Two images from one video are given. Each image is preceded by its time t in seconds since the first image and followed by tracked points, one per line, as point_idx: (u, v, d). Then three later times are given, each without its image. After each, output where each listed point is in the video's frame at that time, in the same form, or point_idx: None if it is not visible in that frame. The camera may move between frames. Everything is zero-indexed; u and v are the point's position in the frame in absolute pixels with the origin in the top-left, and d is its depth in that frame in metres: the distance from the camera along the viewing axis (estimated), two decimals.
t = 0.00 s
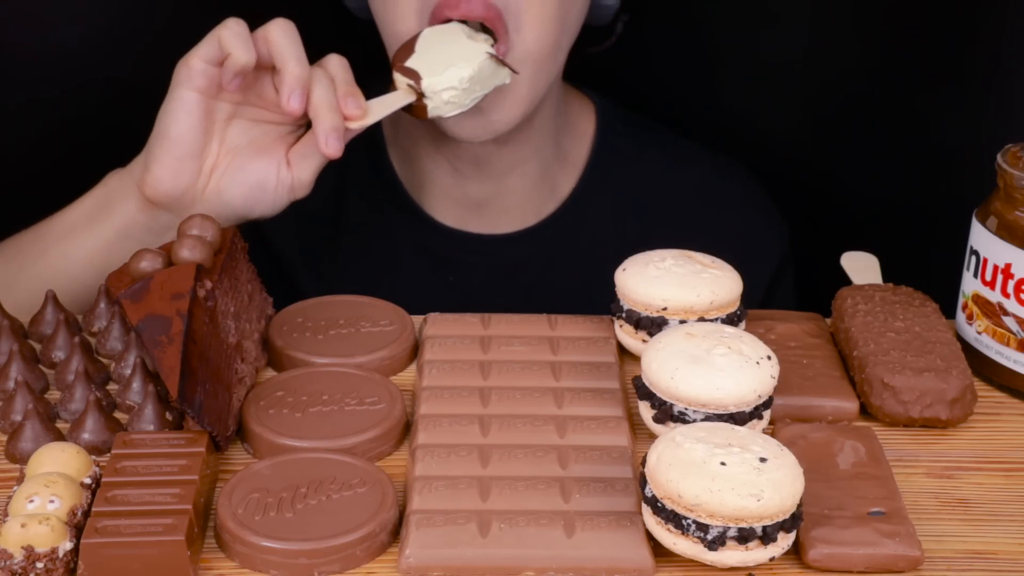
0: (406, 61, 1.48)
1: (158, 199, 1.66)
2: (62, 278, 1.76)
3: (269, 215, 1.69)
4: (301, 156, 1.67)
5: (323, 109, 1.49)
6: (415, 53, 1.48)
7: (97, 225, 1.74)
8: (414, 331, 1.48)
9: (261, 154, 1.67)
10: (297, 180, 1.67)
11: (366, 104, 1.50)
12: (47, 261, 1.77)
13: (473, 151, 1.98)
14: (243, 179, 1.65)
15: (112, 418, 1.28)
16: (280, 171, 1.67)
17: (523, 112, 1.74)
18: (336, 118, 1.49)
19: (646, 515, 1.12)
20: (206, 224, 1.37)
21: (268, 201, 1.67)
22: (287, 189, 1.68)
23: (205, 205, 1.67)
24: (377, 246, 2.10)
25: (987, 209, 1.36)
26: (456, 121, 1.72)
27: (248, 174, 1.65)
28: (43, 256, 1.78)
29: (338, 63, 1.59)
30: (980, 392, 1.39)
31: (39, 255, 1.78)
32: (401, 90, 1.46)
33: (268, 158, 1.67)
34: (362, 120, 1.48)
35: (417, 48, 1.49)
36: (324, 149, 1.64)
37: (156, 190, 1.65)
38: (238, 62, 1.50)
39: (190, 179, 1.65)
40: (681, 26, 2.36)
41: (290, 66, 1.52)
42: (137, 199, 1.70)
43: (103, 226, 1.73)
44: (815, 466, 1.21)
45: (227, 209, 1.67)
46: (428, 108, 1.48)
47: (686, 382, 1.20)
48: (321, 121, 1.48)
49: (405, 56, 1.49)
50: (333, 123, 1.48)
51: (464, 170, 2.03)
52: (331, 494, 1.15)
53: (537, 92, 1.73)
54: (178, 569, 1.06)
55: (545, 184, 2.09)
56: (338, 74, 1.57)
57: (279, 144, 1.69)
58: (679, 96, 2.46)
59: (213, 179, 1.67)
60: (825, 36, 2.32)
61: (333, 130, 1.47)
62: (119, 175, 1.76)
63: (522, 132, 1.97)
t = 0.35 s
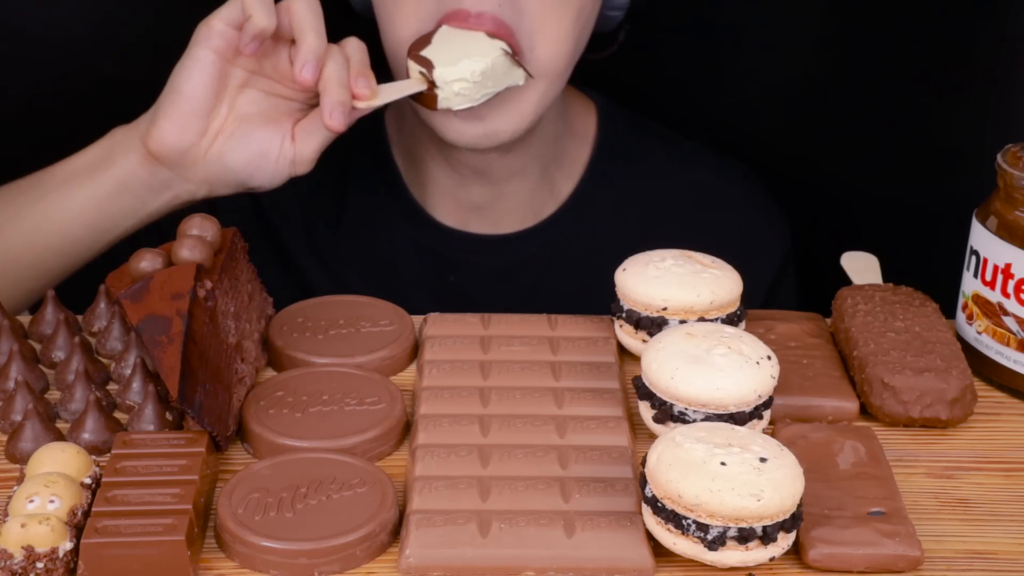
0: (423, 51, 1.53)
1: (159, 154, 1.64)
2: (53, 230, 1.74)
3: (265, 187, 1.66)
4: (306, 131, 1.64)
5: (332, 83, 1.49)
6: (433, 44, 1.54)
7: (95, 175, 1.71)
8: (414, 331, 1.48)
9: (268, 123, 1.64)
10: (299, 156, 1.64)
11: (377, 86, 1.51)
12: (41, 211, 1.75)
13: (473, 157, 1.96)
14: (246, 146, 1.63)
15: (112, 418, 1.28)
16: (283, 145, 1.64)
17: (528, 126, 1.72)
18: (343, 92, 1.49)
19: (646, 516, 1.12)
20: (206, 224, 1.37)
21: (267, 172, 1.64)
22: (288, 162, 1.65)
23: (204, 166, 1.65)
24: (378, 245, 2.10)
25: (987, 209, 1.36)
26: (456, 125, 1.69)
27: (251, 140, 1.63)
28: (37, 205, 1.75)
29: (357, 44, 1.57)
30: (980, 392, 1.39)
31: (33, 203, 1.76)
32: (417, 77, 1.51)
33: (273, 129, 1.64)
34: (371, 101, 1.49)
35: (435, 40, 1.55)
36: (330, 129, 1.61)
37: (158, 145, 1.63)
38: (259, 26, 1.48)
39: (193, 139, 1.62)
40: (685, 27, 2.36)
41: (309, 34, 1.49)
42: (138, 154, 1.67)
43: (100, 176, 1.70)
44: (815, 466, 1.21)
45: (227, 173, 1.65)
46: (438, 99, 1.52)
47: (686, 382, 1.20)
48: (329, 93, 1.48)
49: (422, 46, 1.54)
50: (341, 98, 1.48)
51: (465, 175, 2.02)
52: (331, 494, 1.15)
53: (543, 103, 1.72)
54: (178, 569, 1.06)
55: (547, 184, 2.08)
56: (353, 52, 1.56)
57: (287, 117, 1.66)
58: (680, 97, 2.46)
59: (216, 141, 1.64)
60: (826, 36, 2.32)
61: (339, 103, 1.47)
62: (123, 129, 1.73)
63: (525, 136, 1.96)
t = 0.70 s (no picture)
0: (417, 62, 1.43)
1: (169, 185, 1.64)
2: (66, 253, 1.80)
3: (277, 209, 1.65)
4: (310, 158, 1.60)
5: (328, 130, 1.44)
6: (425, 55, 1.43)
7: (107, 200, 1.74)
8: (414, 331, 1.48)
9: (273, 149, 1.61)
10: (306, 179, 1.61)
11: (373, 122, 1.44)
12: (53, 235, 1.80)
13: (476, 155, 1.97)
14: (252, 174, 1.61)
15: (112, 418, 1.28)
16: (290, 170, 1.61)
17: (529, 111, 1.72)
18: (340, 140, 1.45)
19: (646, 515, 1.12)
20: (206, 224, 1.37)
21: (276, 198, 1.62)
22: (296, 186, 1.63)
23: (213, 193, 1.63)
24: (379, 245, 2.11)
25: (987, 208, 1.36)
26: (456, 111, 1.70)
27: (257, 168, 1.61)
28: (48, 229, 1.80)
29: (353, 69, 1.53)
30: (980, 392, 1.39)
31: (46, 224, 1.81)
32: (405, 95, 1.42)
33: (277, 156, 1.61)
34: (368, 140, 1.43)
35: (428, 49, 1.44)
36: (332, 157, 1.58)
37: (168, 177, 1.63)
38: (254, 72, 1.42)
39: (200, 170, 1.61)
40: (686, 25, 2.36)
41: (303, 90, 1.44)
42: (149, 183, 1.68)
43: (112, 202, 1.73)
44: (815, 466, 1.21)
45: (236, 199, 1.64)
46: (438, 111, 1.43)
47: (686, 382, 1.20)
48: (327, 145, 1.44)
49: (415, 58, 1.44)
50: (339, 147, 1.44)
51: (469, 176, 2.02)
52: (331, 494, 1.15)
53: (544, 92, 1.71)
54: (178, 569, 1.06)
55: (550, 185, 2.08)
56: (349, 82, 1.51)
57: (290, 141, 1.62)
58: (681, 97, 2.46)
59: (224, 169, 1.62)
60: (825, 35, 2.32)
61: (338, 153, 1.43)
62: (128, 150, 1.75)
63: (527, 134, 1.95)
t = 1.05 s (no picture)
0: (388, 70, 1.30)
1: (140, 181, 1.65)
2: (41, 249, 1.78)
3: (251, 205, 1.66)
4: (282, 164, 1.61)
5: (296, 132, 1.35)
6: (398, 63, 1.30)
7: (80, 193, 1.73)
8: (414, 331, 1.48)
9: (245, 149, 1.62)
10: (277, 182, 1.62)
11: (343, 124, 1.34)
12: (28, 224, 1.78)
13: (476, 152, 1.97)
14: (223, 173, 1.63)
15: (112, 418, 1.28)
16: (264, 170, 1.62)
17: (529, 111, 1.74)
18: (311, 139, 1.34)
19: (646, 515, 1.12)
20: (206, 224, 1.37)
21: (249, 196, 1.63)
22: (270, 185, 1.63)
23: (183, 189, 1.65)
24: (380, 244, 2.11)
25: (987, 208, 1.36)
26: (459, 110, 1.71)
27: (228, 167, 1.63)
28: (24, 222, 1.78)
29: (331, 75, 1.44)
30: (980, 392, 1.39)
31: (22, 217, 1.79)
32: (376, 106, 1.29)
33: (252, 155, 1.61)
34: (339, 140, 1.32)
35: (405, 56, 1.30)
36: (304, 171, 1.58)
37: (138, 172, 1.64)
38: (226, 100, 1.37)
39: (170, 166, 1.62)
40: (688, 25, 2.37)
41: (271, 105, 1.35)
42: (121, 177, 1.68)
43: (85, 195, 1.73)
44: (815, 466, 1.21)
45: (209, 194, 1.65)
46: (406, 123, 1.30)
47: (687, 382, 1.20)
48: (295, 144, 1.33)
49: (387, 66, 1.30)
50: (309, 144, 1.33)
51: (468, 172, 2.02)
52: (331, 494, 1.15)
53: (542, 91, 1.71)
54: (178, 569, 1.06)
55: (550, 183, 2.08)
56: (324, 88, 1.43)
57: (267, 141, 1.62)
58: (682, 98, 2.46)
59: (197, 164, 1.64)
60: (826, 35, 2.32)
61: (308, 150, 1.32)
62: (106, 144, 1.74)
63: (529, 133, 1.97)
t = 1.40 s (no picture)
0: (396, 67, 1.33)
1: (125, 154, 1.59)
2: (24, 221, 1.71)
3: (234, 191, 1.61)
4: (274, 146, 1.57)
5: (292, 105, 1.38)
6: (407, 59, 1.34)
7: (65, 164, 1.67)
8: (414, 331, 1.48)
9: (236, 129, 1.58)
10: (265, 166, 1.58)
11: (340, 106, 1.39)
12: (13, 195, 1.71)
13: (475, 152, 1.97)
14: (210, 152, 1.58)
15: (112, 418, 1.28)
16: (254, 153, 1.58)
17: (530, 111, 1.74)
18: (304, 115, 1.38)
19: (646, 516, 1.12)
20: (206, 224, 1.37)
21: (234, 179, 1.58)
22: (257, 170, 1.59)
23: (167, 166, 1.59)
24: (380, 244, 2.11)
25: (987, 208, 1.36)
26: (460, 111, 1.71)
27: (216, 146, 1.57)
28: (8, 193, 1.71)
29: (333, 57, 1.46)
30: (980, 392, 1.39)
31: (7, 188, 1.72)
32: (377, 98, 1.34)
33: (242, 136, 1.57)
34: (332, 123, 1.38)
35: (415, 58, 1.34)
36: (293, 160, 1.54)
37: (123, 143, 1.58)
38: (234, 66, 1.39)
39: (158, 137, 1.57)
40: (687, 25, 2.36)
41: (273, 76, 1.38)
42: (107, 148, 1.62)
43: (70, 166, 1.66)
44: (815, 466, 1.21)
45: (192, 175, 1.59)
46: (400, 122, 1.33)
47: (686, 382, 1.20)
48: (287, 115, 1.37)
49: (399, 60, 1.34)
50: (300, 119, 1.37)
51: (466, 172, 2.02)
52: (331, 494, 1.15)
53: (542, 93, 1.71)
54: (178, 569, 1.06)
55: (549, 183, 2.08)
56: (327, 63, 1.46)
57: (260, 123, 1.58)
58: (682, 98, 2.46)
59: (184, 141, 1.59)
60: (826, 34, 2.32)
61: (298, 125, 1.36)
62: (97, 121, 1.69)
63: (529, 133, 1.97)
